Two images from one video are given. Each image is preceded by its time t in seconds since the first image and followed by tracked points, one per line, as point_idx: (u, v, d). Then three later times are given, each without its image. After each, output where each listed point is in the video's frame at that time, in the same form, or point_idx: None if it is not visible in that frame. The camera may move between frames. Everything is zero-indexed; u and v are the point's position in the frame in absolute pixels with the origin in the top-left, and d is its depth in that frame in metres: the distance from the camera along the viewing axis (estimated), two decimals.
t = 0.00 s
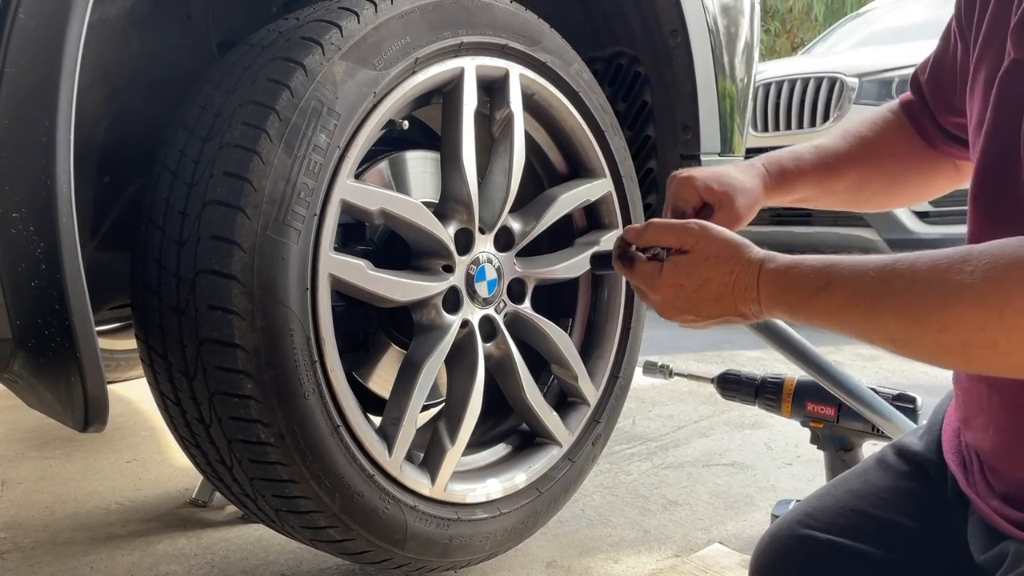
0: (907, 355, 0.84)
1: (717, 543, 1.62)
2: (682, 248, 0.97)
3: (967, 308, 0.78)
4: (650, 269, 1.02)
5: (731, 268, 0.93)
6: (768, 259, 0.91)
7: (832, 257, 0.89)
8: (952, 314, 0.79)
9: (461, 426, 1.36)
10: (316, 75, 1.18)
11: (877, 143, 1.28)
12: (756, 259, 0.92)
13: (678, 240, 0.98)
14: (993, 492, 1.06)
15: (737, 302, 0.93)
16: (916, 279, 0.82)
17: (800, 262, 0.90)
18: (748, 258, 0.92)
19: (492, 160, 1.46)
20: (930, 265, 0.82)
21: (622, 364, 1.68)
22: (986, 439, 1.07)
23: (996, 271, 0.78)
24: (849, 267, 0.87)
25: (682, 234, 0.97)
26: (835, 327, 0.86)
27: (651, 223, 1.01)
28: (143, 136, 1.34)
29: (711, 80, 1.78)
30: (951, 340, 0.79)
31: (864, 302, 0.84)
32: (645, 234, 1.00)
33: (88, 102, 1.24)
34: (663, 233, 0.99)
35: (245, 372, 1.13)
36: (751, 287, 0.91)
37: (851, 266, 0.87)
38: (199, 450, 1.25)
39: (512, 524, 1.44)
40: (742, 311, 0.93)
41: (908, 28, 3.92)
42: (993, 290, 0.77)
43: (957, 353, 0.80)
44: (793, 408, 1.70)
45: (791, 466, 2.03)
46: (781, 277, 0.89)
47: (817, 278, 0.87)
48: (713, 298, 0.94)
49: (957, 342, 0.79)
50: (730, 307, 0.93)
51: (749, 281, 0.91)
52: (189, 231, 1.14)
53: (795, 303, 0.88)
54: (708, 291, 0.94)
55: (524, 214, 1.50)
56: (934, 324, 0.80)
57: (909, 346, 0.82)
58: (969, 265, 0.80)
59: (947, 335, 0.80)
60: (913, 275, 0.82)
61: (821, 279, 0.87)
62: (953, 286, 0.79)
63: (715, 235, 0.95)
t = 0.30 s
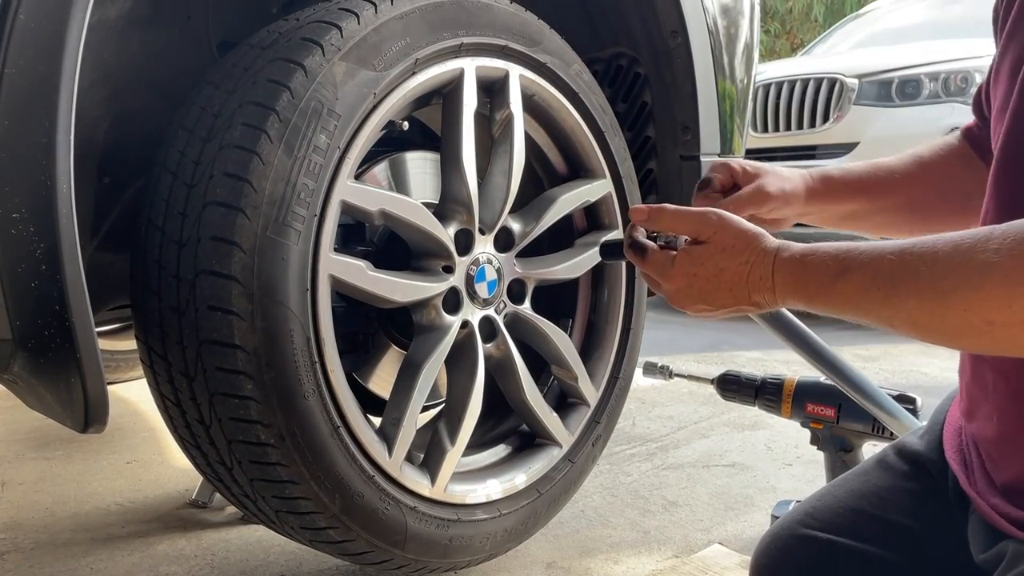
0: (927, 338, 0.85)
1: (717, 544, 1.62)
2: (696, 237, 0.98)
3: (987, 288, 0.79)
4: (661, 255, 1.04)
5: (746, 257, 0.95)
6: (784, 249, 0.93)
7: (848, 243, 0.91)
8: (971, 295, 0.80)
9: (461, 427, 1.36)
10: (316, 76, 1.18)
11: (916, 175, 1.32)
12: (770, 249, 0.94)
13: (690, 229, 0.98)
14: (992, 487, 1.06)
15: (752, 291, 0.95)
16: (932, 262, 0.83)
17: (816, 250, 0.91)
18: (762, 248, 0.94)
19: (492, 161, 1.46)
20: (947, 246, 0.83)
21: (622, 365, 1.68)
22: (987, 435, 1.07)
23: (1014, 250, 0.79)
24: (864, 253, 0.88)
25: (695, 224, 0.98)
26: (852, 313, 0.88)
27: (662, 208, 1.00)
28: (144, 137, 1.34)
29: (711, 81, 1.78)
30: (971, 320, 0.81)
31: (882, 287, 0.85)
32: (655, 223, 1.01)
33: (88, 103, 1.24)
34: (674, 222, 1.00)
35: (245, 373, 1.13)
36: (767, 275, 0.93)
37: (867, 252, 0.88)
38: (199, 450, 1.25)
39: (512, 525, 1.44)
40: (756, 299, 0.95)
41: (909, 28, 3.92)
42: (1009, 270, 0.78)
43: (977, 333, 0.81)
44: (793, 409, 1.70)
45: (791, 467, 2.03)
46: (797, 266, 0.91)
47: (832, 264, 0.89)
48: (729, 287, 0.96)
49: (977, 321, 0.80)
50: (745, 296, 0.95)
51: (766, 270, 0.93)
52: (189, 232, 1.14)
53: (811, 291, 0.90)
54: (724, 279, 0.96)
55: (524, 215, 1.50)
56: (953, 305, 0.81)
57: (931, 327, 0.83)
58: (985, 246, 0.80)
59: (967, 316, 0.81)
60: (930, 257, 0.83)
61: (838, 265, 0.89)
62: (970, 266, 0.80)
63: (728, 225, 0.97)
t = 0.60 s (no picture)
0: (927, 323, 0.85)
1: (716, 544, 1.62)
2: (701, 226, 1.00)
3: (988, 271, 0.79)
4: (665, 234, 1.06)
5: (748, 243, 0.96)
6: (786, 236, 0.94)
7: (850, 230, 0.91)
8: (971, 278, 0.80)
9: (461, 427, 1.36)
10: (316, 77, 1.18)
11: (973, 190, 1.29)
12: (772, 235, 0.95)
13: (695, 219, 1.00)
14: (993, 485, 1.07)
15: (753, 276, 0.96)
16: (934, 245, 0.83)
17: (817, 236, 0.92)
18: (765, 235, 0.95)
19: (492, 162, 1.46)
20: (949, 230, 0.83)
21: (622, 365, 1.68)
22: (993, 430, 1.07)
23: (1015, 233, 0.79)
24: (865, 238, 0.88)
25: (699, 214, 1.00)
26: (852, 298, 0.88)
27: (668, 200, 1.03)
28: (143, 137, 1.34)
29: (710, 81, 1.78)
30: (971, 304, 0.80)
31: (881, 271, 0.85)
32: (663, 213, 1.04)
33: (87, 103, 1.24)
34: (680, 212, 1.02)
35: (245, 374, 1.13)
36: (768, 261, 0.94)
37: (868, 238, 0.88)
38: (199, 451, 1.25)
39: (512, 525, 1.44)
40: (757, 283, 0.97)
41: (909, 29, 3.92)
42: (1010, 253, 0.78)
43: (976, 316, 0.81)
44: (793, 409, 1.69)
45: (791, 467, 2.03)
46: (797, 252, 0.92)
47: (833, 250, 0.89)
48: (731, 271, 0.98)
49: (977, 304, 0.80)
50: (746, 279, 0.97)
51: (766, 255, 0.94)
52: (189, 232, 1.14)
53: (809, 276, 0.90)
54: (727, 264, 0.98)
55: (524, 215, 1.50)
56: (954, 288, 0.81)
57: (930, 312, 0.83)
58: (986, 230, 0.80)
59: (967, 299, 0.80)
60: (931, 241, 0.83)
61: (839, 250, 0.89)
62: (972, 248, 0.80)
63: (731, 212, 0.98)
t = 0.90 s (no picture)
0: (940, 298, 0.87)
1: (717, 544, 1.62)
2: (716, 194, 0.98)
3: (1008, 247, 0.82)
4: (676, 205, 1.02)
5: (764, 214, 0.95)
6: (802, 209, 0.94)
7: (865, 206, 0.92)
8: (993, 253, 0.82)
9: (461, 427, 1.36)
10: (315, 78, 1.18)
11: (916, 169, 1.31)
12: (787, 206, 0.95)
13: (715, 186, 0.97)
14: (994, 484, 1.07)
15: (767, 247, 0.95)
16: (955, 222, 0.85)
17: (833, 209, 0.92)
18: (783, 208, 0.95)
19: (492, 162, 1.46)
20: (968, 207, 0.85)
21: (622, 365, 1.68)
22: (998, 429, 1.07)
23: None
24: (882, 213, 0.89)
25: (720, 181, 0.97)
26: (867, 272, 0.89)
27: (689, 165, 0.97)
28: (143, 138, 1.34)
29: (710, 82, 1.78)
30: (990, 278, 0.83)
31: (899, 245, 0.87)
32: (683, 180, 0.98)
33: (87, 104, 1.24)
34: (700, 178, 0.97)
35: (245, 374, 1.13)
36: (785, 234, 0.93)
37: (887, 213, 0.90)
38: (198, 451, 1.25)
39: (512, 526, 1.44)
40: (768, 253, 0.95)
41: (908, 29, 3.92)
42: None
43: (993, 291, 0.83)
44: (793, 409, 1.69)
45: (791, 468, 2.03)
46: (816, 225, 0.92)
47: (851, 223, 0.90)
48: (743, 241, 0.96)
49: (995, 279, 0.83)
50: (759, 252, 0.96)
51: (782, 225, 0.94)
52: (189, 233, 1.14)
53: (826, 248, 0.91)
54: (740, 234, 0.97)
55: (523, 216, 1.50)
56: (974, 263, 0.83)
57: (946, 286, 0.85)
58: (1005, 207, 0.83)
59: (986, 274, 0.83)
60: (950, 216, 0.85)
61: (857, 223, 0.90)
62: (994, 226, 0.83)
63: (750, 182, 0.96)
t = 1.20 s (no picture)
0: (936, 319, 0.86)
1: (716, 544, 1.63)
2: (708, 215, 1.03)
3: (997, 268, 0.81)
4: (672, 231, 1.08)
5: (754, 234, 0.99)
6: (792, 230, 0.96)
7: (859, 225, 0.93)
8: (982, 273, 0.81)
9: (460, 427, 1.36)
10: (315, 78, 1.18)
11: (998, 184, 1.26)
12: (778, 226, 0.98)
13: (704, 208, 1.03)
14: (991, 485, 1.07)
15: (759, 269, 0.98)
16: (945, 241, 0.84)
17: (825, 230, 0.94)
18: (771, 228, 0.98)
19: (491, 162, 1.46)
20: (958, 225, 0.84)
21: (622, 366, 1.68)
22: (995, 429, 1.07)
23: None
24: (873, 232, 0.90)
25: (708, 203, 1.02)
26: (859, 293, 0.90)
27: (677, 187, 1.04)
28: (143, 139, 1.34)
29: (710, 83, 1.78)
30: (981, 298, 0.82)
31: (889, 266, 0.87)
32: (671, 201, 1.05)
33: (88, 104, 1.24)
34: (689, 200, 1.03)
35: (245, 375, 1.13)
36: (775, 254, 0.96)
37: (878, 233, 0.90)
38: (197, 451, 1.26)
39: (512, 525, 1.45)
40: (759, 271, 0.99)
41: (908, 29, 3.92)
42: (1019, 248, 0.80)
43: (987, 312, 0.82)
44: (792, 409, 1.69)
45: (790, 468, 2.03)
46: (805, 246, 0.94)
47: (841, 245, 0.91)
48: (734, 263, 1.00)
49: (985, 300, 0.82)
50: (752, 274, 0.99)
51: (772, 246, 0.97)
52: (188, 233, 1.14)
53: (816, 270, 0.93)
54: (730, 256, 1.01)
55: (523, 216, 1.50)
56: (961, 284, 0.82)
57: (938, 307, 0.85)
58: (995, 224, 0.82)
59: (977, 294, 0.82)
60: (939, 235, 0.85)
61: (847, 244, 0.91)
62: (984, 244, 0.82)
63: (738, 204, 1.01)
